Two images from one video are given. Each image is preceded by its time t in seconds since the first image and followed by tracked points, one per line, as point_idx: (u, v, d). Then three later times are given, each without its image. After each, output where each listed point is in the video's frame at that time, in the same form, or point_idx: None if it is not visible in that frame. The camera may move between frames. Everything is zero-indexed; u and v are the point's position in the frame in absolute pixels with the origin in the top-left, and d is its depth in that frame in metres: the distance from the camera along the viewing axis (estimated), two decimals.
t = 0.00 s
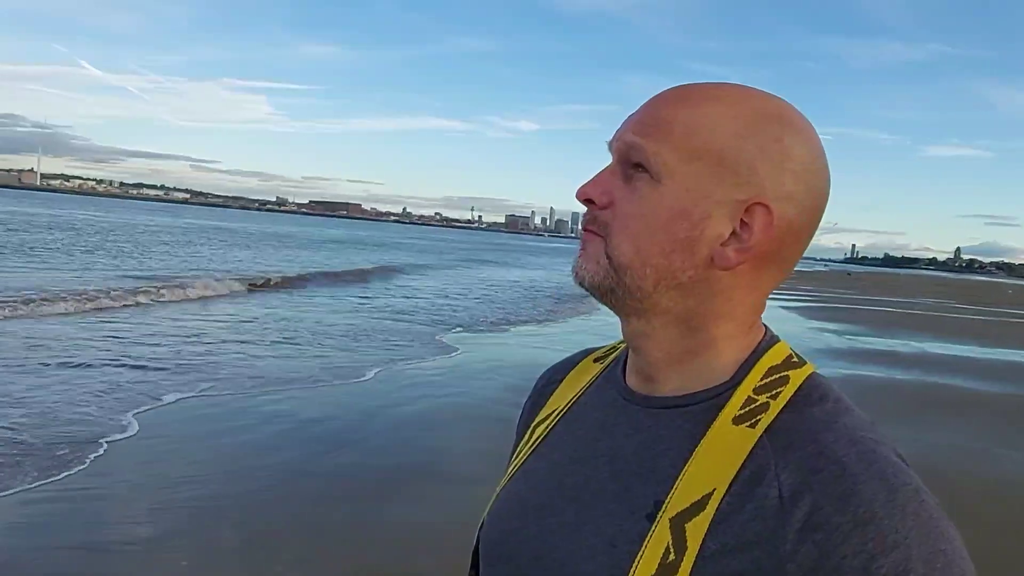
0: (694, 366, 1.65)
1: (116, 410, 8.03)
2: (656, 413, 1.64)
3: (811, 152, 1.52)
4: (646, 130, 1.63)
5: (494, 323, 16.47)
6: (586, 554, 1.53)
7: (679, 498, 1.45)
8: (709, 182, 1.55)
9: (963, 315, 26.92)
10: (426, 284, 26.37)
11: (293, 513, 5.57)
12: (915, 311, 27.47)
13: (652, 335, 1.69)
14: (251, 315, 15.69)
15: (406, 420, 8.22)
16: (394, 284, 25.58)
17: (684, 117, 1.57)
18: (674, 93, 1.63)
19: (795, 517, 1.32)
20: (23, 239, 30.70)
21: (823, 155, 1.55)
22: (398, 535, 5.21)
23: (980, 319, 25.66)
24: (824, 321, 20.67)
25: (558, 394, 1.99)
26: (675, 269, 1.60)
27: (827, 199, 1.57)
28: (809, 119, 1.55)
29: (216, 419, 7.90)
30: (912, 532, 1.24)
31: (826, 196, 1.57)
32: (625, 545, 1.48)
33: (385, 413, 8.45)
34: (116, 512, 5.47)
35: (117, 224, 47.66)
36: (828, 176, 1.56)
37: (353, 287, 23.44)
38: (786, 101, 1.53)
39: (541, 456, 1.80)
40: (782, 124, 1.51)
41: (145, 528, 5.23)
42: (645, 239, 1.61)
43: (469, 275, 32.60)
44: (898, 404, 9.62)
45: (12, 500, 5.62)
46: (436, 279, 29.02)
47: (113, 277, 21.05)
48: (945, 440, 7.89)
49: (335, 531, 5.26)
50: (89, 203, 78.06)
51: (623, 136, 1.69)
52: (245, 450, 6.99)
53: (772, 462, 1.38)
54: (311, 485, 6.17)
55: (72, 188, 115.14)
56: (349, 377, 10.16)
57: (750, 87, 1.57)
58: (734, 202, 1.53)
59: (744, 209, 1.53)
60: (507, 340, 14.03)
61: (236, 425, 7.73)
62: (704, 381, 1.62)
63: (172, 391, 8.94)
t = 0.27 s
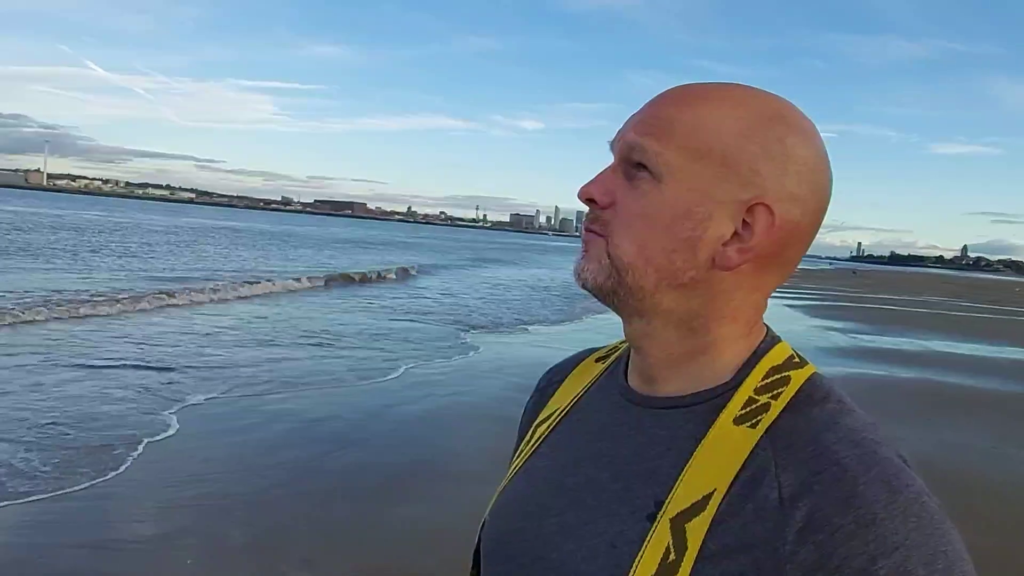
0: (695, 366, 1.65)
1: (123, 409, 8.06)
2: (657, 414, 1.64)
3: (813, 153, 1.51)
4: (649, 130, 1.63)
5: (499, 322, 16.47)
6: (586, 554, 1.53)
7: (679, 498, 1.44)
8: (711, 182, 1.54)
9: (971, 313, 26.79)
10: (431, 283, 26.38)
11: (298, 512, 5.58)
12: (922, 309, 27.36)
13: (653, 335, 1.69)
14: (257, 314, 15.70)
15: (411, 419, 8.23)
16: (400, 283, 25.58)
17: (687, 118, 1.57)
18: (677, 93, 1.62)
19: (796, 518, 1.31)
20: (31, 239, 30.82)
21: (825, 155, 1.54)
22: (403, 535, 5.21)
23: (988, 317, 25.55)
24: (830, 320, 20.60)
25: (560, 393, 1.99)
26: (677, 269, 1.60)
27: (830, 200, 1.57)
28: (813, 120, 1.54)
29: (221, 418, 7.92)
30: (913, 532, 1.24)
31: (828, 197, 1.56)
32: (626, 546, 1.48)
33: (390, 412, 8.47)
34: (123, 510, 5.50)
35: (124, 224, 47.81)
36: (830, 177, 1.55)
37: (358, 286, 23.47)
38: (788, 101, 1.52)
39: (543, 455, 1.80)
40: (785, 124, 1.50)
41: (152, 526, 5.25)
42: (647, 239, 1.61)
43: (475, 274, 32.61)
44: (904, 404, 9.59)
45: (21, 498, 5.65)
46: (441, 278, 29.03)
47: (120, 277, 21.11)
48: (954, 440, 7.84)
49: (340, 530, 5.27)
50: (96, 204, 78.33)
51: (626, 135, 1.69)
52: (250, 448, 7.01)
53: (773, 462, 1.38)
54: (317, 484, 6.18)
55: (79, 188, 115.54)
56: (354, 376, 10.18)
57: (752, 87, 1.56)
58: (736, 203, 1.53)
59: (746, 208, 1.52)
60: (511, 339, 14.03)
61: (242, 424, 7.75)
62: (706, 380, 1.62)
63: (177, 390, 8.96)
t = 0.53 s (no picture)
0: (701, 364, 1.65)
1: (131, 407, 8.09)
2: (662, 413, 1.64)
3: (819, 151, 1.51)
4: (654, 128, 1.63)
5: (505, 321, 16.47)
6: (592, 551, 1.54)
7: (685, 496, 1.45)
8: (718, 179, 1.54)
9: (979, 312, 26.64)
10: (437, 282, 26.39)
11: (304, 510, 5.60)
12: (929, 308, 27.23)
13: (659, 332, 1.69)
14: (264, 313, 15.74)
15: (417, 418, 8.24)
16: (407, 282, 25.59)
17: (692, 115, 1.56)
18: (683, 91, 1.62)
19: (802, 515, 1.31)
20: (40, 239, 30.98)
21: (831, 153, 1.54)
22: (408, 534, 5.22)
23: (996, 316, 25.42)
24: (837, 319, 20.53)
25: (565, 392, 1.99)
26: (683, 267, 1.60)
27: (836, 197, 1.56)
28: (819, 118, 1.54)
29: (228, 417, 7.95)
30: (920, 530, 1.23)
31: (834, 195, 1.55)
32: (632, 543, 1.48)
33: (395, 410, 8.48)
34: (131, 509, 5.52)
35: (131, 224, 47.97)
36: (836, 175, 1.55)
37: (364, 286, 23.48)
38: (793, 99, 1.52)
39: (548, 454, 1.80)
40: (791, 122, 1.50)
41: (160, 525, 5.27)
42: (653, 237, 1.62)
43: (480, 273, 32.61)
44: (911, 403, 9.55)
45: (31, 495, 5.69)
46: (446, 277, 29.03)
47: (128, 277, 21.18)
48: (963, 439, 7.80)
49: (346, 529, 5.28)
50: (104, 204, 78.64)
51: (631, 133, 1.69)
52: (256, 447, 7.03)
53: (779, 460, 1.37)
54: (323, 483, 6.19)
55: (87, 188, 115.94)
56: (359, 375, 10.20)
57: (757, 84, 1.56)
58: (743, 201, 1.53)
59: (753, 207, 1.52)
60: (517, 338, 14.03)
61: (248, 423, 7.77)
62: (712, 379, 1.62)
63: (184, 389, 8.99)
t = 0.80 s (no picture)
0: (707, 365, 1.64)
1: (137, 406, 8.10)
2: (668, 413, 1.63)
3: (824, 150, 1.50)
4: (657, 128, 1.62)
5: (510, 320, 16.47)
6: (597, 553, 1.53)
7: (690, 497, 1.44)
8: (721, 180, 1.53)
9: (987, 311, 26.52)
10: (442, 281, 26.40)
11: (309, 509, 5.60)
12: (936, 307, 27.10)
13: (665, 333, 1.68)
14: (269, 312, 15.74)
15: (422, 417, 8.24)
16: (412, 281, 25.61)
17: (696, 114, 1.55)
18: (686, 90, 1.61)
19: (809, 517, 1.30)
20: (46, 238, 31.05)
21: (836, 152, 1.53)
22: (413, 533, 5.22)
23: (1003, 315, 25.30)
24: (843, 318, 20.47)
25: (570, 392, 1.99)
26: (689, 268, 1.60)
27: (841, 197, 1.55)
28: (824, 116, 1.53)
29: (233, 415, 7.96)
30: (928, 532, 1.22)
31: (840, 194, 1.55)
32: (637, 544, 1.48)
33: (400, 409, 8.48)
34: (138, 507, 5.54)
35: (137, 222, 48.07)
36: (841, 173, 1.54)
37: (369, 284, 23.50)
38: (798, 98, 1.51)
39: (553, 454, 1.79)
40: (796, 121, 1.49)
41: (166, 523, 5.29)
42: (657, 238, 1.61)
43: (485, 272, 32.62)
44: (917, 403, 9.51)
45: (38, 493, 5.70)
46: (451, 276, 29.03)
47: (134, 276, 21.24)
48: (972, 440, 7.75)
49: (351, 528, 5.28)
50: (111, 203, 78.85)
51: (634, 134, 1.68)
52: (262, 446, 7.05)
53: (786, 462, 1.36)
54: (328, 481, 6.20)
55: (93, 187, 116.27)
56: (364, 374, 10.21)
57: (760, 83, 1.55)
58: (749, 201, 1.52)
59: (758, 206, 1.51)
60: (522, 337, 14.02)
61: (253, 422, 7.78)
62: (718, 379, 1.61)
63: (190, 387, 9.01)
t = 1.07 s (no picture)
0: (713, 366, 1.63)
1: (143, 404, 8.11)
2: (673, 414, 1.63)
3: (824, 146, 1.50)
4: (655, 134, 1.61)
5: (514, 319, 16.47)
6: (602, 553, 1.53)
7: (695, 498, 1.43)
8: (724, 183, 1.52)
9: (994, 312, 26.43)
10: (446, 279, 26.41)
11: (314, 507, 5.61)
12: (941, 307, 27.03)
13: (671, 338, 1.67)
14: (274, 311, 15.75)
15: (426, 415, 8.25)
16: (418, 280, 25.60)
17: (695, 117, 1.54)
18: (681, 94, 1.60)
19: (815, 518, 1.30)
20: (53, 237, 31.13)
21: (836, 148, 1.53)
22: (417, 531, 5.22)
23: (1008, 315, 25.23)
24: (847, 317, 20.42)
25: (574, 392, 1.98)
26: (695, 273, 1.58)
27: (843, 192, 1.55)
28: (821, 112, 1.52)
29: (238, 414, 7.98)
30: (934, 532, 1.22)
31: (841, 189, 1.54)
32: (642, 544, 1.47)
33: (404, 408, 8.49)
34: (144, 505, 5.55)
35: (142, 221, 48.17)
36: (842, 168, 1.54)
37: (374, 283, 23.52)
38: (794, 96, 1.51)
39: (558, 455, 1.79)
40: (794, 119, 1.49)
41: (172, 521, 5.30)
42: (662, 245, 1.60)
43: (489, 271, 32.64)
44: (921, 402, 9.49)
45: (46, 492, 5.71)
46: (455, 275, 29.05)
47: (139, 274, 21.30)
48: (979, 440, 7.72)
49: (355, 526, 5.29)
50: (117, 202, 79.05)
51: (631, 141, 1.66)
52: (266, 444, 7.06)
53: (792, 462, 1.36)
54: (332, 480, 6.20)
55: (99, 185, 116.58)
56: (368, 372, 10.22)
57: (755, 82, 1.54)
58: (753, 201, 1.51)
59: (763, 207, 1.50)
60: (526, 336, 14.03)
61: (258, 420, 7.80)
62: (724, 380, 1.61)
63: (194, 386, 9.03)
